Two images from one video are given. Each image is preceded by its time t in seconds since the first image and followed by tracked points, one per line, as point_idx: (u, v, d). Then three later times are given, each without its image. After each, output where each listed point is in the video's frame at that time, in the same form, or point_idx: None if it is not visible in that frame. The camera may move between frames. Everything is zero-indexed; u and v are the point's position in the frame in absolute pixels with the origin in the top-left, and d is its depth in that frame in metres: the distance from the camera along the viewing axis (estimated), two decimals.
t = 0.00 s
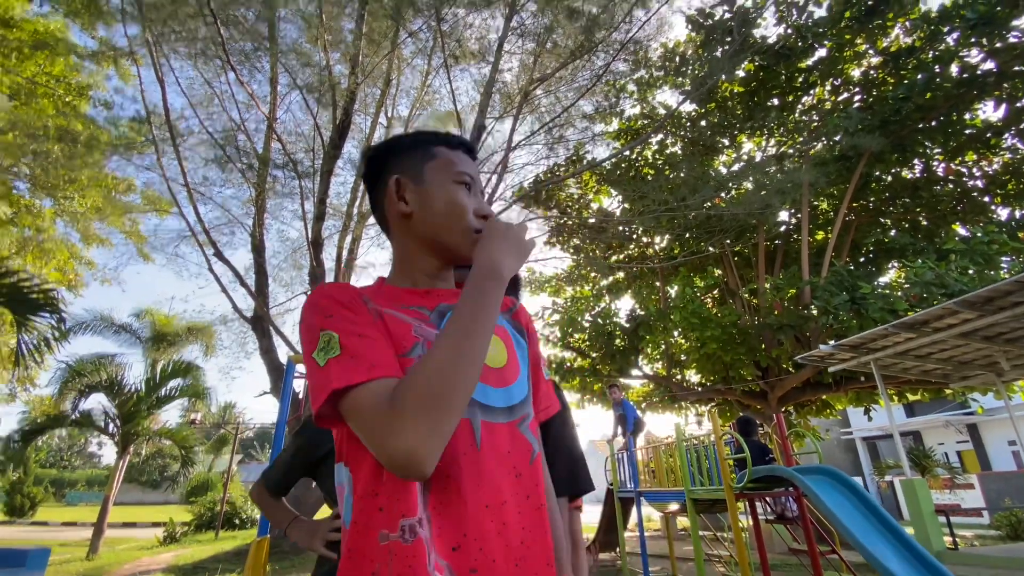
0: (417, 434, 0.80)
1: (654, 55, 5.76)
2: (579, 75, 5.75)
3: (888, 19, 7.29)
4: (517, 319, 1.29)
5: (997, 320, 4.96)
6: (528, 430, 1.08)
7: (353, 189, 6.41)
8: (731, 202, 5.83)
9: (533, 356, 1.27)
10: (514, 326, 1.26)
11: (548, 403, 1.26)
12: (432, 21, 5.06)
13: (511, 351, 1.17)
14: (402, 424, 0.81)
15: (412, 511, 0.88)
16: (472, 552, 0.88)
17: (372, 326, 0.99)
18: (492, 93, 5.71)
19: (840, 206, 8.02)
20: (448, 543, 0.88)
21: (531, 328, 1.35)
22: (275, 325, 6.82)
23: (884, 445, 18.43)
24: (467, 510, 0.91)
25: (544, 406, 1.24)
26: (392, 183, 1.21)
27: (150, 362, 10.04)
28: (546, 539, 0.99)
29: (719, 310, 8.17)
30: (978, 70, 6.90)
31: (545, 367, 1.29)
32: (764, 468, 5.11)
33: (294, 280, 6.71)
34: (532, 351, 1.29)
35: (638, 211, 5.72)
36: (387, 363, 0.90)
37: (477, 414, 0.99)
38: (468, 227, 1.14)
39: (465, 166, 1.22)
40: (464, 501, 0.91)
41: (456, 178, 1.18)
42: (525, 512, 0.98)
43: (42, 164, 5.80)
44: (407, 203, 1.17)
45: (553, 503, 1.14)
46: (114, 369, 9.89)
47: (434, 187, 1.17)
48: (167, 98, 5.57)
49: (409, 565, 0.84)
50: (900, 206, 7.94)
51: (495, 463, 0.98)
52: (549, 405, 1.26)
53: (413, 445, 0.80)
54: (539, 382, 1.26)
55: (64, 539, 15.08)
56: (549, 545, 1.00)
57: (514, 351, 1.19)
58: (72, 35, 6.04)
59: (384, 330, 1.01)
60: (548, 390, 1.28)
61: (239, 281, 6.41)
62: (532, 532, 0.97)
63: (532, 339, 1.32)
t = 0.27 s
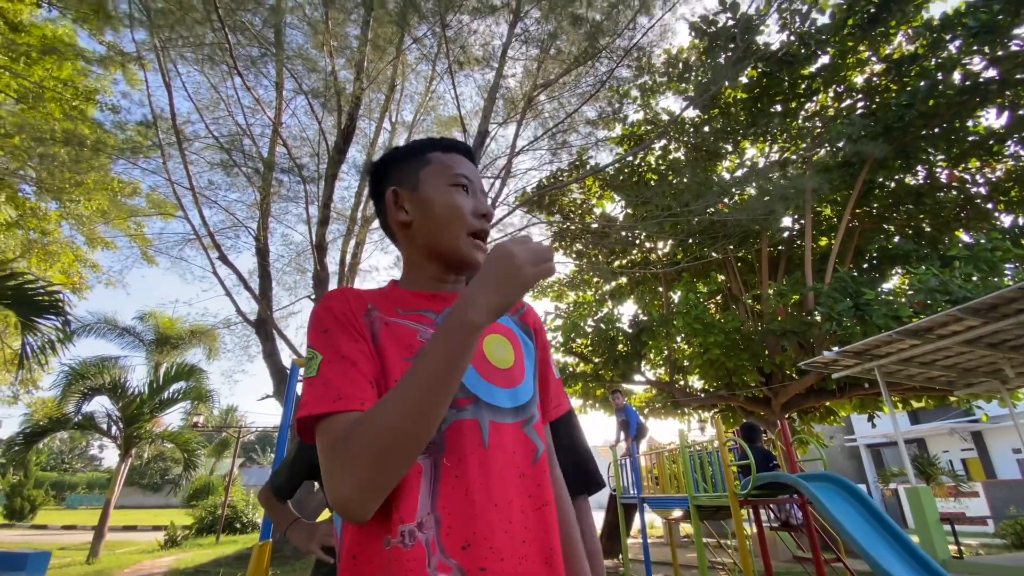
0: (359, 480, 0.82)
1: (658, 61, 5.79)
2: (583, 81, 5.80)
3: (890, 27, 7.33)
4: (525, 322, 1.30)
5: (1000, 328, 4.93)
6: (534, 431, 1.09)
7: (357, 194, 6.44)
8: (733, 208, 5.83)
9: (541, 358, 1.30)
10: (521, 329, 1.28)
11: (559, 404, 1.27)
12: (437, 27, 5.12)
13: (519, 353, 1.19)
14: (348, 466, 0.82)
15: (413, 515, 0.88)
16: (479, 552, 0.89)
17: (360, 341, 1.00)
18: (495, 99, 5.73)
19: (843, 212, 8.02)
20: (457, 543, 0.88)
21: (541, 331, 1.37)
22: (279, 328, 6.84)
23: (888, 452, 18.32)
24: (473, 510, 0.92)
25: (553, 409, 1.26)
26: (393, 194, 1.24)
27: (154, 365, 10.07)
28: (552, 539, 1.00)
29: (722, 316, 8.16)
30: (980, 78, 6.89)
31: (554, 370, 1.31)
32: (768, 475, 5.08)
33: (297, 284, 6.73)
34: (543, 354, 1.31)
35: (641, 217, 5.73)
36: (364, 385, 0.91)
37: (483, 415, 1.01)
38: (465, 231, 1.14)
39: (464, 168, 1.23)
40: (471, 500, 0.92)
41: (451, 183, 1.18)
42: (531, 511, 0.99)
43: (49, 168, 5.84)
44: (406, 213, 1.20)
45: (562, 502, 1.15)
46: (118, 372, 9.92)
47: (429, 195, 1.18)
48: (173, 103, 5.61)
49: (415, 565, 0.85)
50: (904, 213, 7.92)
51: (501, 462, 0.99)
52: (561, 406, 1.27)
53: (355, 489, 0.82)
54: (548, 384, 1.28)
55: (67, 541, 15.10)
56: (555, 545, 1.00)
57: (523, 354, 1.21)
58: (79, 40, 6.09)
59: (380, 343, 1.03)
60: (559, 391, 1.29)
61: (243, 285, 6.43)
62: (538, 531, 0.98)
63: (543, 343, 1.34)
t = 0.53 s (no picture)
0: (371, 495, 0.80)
1: (659, 67, 5.81)
2: (583, 87, 5.83)
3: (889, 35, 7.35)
4: (539, 335, 1.29)
5: (998, 335, 4.94)
6: (542, 449, 1.08)
7: (358, 197, 6.46)
8: (733, 213, 5.84)
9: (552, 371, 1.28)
10: (534, 341, 1.26)
11: (568, 417, 1.26)
12: (438, 32, 5.20)
13: (532, 367, 1.17)
14: (359, 480, 0.80)
15: (416, 536, 0.88)
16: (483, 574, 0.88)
17: (371, 353, 0.98)
18: (496, 104, 5.74)
19: (843, 218, 8.04)
20: (461, 564, 0.88)
21: (553, 343, 1.35)
22: (278, 332, 6.84)
23: (887, 458, 18.29)
24: (478, 532, 0.91)
25: (561, 423, 1.25)
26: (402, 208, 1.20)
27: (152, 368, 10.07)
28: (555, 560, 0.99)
29: (721, 321, 8.16)
30: (977, 86, 6.93)
31: (564, 384, 1.30)
32: (768, 482, 5.07)
33: (297, 287, 6.74)
34: (552, 367, 1.31)
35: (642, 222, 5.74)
36: (375, 398, 0.89)
37: (492, 433, 0.99)
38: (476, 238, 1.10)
39: (475, 176, 1.19)
40: (477, 521, 0.92)
41: (461, 193, 1.15)
42: (537, 532, 0.98)
43: (49, 169, 5.85)
44: (417, 226, 1.16)
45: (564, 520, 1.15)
46: (116, 375, 9.91)
47: (439, 206, 1.14)
48: (174, 106, 5.63)
49: None
50: (903, 219, 7.93)
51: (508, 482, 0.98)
52: (569, 420, 1.26)
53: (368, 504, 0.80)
54: (558, 397, 1.27)
55: (62, 545, 15.05)
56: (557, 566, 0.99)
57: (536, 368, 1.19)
58: (81, 43, 6.12)
59: (393, 357, 1.01)
60: (570, 406, 1.29)
61: (243, 288, 6.45)
62: (543, 552, 0.97)
63: (554, 356, 1.33)
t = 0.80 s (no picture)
0: (408, 489, 0.77)
1: (655, 70, 5.83)
2: (580, 89, 5.85)
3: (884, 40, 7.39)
4: (558, 338, 1.27)
5: (990, 339, 4.97)
6: (566, 453, 1.06)
7: (353, 198, 6.45)
8: (727, 216, 5.86)
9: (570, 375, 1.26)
10: (554, 344, 1.24)
11: (586, 423, 1.25)
12: (435, 33, 5.21)
13: (553, 370, 1.15)
14: (394, 474, 0.78)
15: (446, 539, 0.86)
16: None
17: (398, 350, 0.96)
18: (493, 106, 5.74)
19: (837, 222, 8.08)
20: (491, 569, 0.86)
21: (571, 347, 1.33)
22: (272, 332, 6.82)
23: (879, 461, 18.38)
24: (507, 535, 0.89)
25: (580, 429, 1.23)
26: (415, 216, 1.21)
27: (144, 368, 10.02)
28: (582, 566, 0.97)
29: (715, 324, 8.19)
30: (970, 92, 6.98)
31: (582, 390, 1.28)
32: (761, 485, 5.09)
33: (292, 287, 6.72)
34: (571, 372, 1.28)
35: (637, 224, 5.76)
36: (405, 394, 0.87)
37: (518, 435, 0.97)
38: (487, 238, 1.10)
39: (484, 175, 1.18)
40: (506, 525, 0.89)
41: (468, 193, 1.13)
42: (563, 537, 0.96)
43: (42, 167, 5.81)
44: (429, 232, 1.17)
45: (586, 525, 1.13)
46: (108, 374, 9.86)
47: (449, 209, 1.14)
48: (169, 104, 5.62)
49: None
50: (896, 223, 7.97)
51: (535, 485, 0.96)
52: (588, 425, 1.25)
53: (406, 497, 0.77)
54: (576, 403, 1.26)
55: (52, 545, 14.94)
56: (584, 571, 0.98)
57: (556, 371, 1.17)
58: (76, 41, 6.09)
59: (419, 355, 0.99)
60: (588, 413, 1.28)
61: (237, 288, 6.43)
62: (570, 558, 0.96)
63: (572, 360, 1.31)
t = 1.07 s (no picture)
0: (419, 482, 0.77)
1: (648, 70, 5.84)
2: (573, 88, 5.82)
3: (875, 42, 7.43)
4: (552, 342, 1.27)
5: (976, 339, 5.02)
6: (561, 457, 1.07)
7: (345, 194, 6.42)
8: (719, 216, 5.88)
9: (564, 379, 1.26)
10: (548, 348, 1.24)
11: (581, 428, 1.25)
12: (428, 30, 5.19)
13: (549, 374, 1.15)
14: (408, 466, 0.77)
15: (449, 541, 0.85)
16: None
17: (402, 344, 0.95)
18: (487, 104, 5.72)
19: (827, 223, 8.14)
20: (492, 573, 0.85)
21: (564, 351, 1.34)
22: (262, 329, 6.79)
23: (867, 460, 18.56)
24: (507, 538, 0.89)
25: (573, 433, 1.24)
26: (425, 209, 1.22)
27: (133, 365, 9.94)
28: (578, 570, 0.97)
29: (706, 323, 8.23)
30: (961, 94, 7.02)
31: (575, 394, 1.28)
32: (749, 483, 5.13)
33: (282, 284, 6.69)
34: (565, 376, 1.29)
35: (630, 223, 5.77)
36: (413, 388, 0.87)
37: (517, 438, 0.97)
38: (494, 237, 1.09)
39: (500, 173, 1.18)
40: (504, 528, 0.90)
41: (484, 190, 1.14)
42: (558, 541, 0.96)
43: (28, 161, 5.75)
44: (436, 221, 1.17)
45: (580, 529, 1.13)
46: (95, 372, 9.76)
47: (460, 203, 1.14)
48: (158, 99, 5.57)
49: None
50: (885, 224, 8.04)
51: (533, 488, 0.96)
52: (583, 430, 1.25)
53: (414, 491, 0.76)
54: (571, 408, 1.26)
55: (38, 544, 14.80)
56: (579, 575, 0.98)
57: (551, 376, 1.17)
58: (64, 34, 6.03)
59: (421, 351, 0.98)
60: (583, 418, 1.28)
61: (227, 285, 6.39)
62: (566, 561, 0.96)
63: (566, 365, 1.31)
